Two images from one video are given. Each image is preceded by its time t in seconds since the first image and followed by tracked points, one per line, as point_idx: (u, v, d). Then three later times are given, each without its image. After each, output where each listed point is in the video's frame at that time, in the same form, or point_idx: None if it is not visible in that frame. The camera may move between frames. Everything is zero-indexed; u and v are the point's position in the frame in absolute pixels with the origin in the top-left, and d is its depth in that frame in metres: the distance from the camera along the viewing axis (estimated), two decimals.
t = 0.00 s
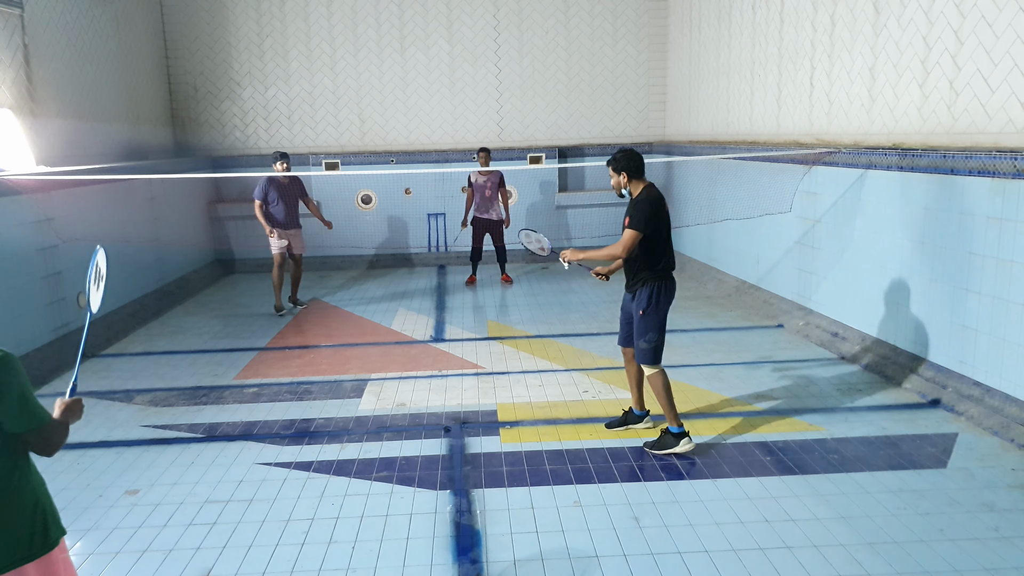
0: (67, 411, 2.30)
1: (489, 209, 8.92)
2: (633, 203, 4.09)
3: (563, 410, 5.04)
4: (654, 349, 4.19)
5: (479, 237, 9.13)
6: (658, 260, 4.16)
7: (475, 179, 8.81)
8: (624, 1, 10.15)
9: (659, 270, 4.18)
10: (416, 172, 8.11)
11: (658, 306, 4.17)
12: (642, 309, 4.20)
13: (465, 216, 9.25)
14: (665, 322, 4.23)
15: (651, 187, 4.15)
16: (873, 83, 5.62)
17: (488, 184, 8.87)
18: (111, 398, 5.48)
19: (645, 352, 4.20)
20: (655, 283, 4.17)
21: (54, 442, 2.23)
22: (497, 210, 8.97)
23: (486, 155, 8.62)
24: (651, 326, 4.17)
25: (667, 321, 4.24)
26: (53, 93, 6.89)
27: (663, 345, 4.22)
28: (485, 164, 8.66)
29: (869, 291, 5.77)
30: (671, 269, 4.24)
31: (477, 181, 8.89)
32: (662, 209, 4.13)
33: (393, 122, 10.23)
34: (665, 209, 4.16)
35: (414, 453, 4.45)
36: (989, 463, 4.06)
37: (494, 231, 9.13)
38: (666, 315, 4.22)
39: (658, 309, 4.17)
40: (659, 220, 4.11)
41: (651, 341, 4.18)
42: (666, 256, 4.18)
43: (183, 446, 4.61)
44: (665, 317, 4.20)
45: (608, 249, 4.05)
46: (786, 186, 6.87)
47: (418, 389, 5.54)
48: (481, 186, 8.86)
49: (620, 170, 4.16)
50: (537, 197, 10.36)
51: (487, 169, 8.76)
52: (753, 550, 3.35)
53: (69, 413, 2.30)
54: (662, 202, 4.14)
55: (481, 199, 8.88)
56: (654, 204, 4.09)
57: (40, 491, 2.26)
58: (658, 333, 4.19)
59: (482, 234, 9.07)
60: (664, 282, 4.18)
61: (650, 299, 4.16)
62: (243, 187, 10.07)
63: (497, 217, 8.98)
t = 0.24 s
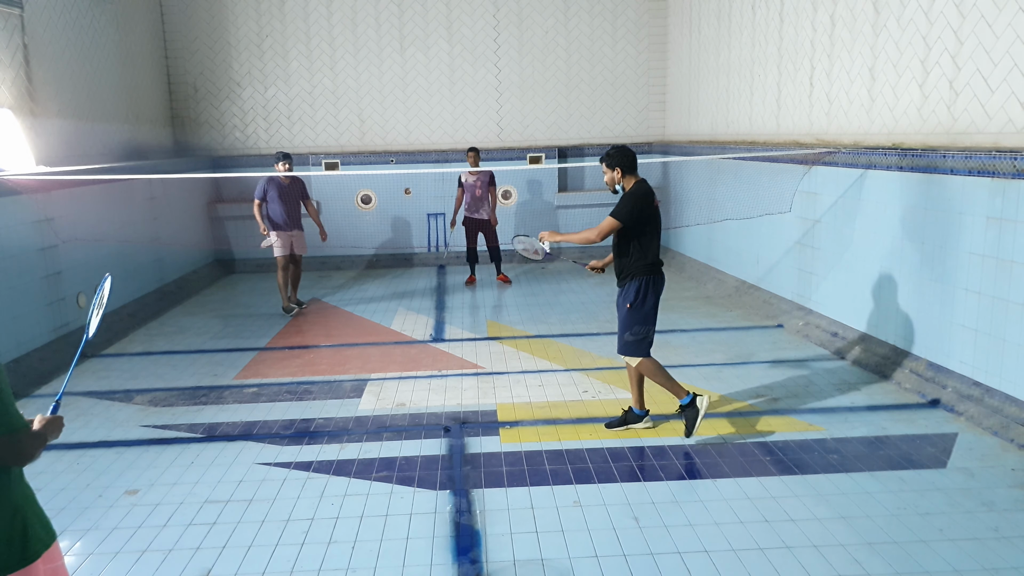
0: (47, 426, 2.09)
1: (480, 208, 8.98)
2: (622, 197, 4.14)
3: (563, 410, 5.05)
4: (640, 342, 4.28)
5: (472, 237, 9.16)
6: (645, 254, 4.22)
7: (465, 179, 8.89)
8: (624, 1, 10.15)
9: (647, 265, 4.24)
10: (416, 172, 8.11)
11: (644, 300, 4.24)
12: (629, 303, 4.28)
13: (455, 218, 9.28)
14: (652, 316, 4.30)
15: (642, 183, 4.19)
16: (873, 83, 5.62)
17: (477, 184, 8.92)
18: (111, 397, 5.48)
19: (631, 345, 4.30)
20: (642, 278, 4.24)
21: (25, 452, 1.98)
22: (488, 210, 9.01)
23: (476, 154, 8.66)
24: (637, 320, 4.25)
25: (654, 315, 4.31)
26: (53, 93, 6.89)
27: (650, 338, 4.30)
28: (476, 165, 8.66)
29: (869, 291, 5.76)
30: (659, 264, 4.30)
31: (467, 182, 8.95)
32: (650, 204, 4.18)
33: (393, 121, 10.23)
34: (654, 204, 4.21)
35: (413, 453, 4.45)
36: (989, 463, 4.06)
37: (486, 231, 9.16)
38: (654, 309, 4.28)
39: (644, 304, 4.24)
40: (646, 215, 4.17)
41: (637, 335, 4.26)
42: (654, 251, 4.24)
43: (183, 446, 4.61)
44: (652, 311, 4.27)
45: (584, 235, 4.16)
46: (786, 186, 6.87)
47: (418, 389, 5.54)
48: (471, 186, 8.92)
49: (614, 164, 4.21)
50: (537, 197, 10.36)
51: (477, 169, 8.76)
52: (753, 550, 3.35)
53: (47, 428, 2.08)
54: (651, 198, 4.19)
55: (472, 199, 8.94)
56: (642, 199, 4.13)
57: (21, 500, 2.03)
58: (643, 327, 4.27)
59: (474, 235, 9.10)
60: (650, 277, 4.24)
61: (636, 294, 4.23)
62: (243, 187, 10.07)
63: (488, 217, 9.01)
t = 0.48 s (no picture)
0: (49, 432, 2.09)
1: (476, 208, 8.99)
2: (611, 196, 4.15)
3: (563, 410, 5.04)
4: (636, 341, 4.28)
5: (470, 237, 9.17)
6: (639, 253, 4.22)
7: (460, 178, 8.92)
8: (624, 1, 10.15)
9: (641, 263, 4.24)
10: (416, 172, 8.11)
11: (639, 299, 4.25)
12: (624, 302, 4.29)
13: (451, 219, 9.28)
14: (647, 315, 4.29)
15: (637, 182, 4.20)
16: (873, 83, 5.62)
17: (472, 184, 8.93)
18: (111, 397, 5.48)
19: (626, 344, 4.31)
20: (636, 277, 4.24)
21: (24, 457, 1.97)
22: (483, 210, 9.00)
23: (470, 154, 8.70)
24: (632, 319, 4.26)
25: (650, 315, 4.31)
26: (53, 93, 6.89)
27: (646, 338, 4.29)
28: (471, 164, 8.71)
29: (869, 291, 5.76)
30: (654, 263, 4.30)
31: (463, 181, 8.97)
32: (644, 203, 4.19)
33: (393, 121, 10.23)
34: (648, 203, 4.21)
35: (413, 453, 4.45)
36: (989, 464, 4.06)
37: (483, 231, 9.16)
38: (649, 308, 4.28)
39: (638, 303, 4.25)
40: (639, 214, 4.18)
41: (633, 334, 4.26)
42: (648, 250, 4.24)
43: (182, 446, 4.61)
44: (647, 310, 4.27)
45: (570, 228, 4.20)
46: (786, 186, 6.87)
47: (418, 389, 5.54)
48: (467, 185, 8.95)
49: (609, 163, 4.22)
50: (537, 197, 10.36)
51: (472, 169, 8.81)
52: (754, 550, 3.35)
53: (48, 434, 2.08)
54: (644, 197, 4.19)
55: (467, 198, 8.96)
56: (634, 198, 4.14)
57: (19, 505, 2.01)
58: (639, 326, 4.27)
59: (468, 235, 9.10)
60: (645, 276, 4.25)
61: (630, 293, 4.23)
62: (243, 187, 10.06)
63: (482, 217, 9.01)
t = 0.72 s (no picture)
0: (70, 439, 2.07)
1: (474, 209, 9.01)
2: (607, 195, 4.15)
3: (563, 410, 5.04)
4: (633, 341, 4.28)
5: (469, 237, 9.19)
6: (636, 252, 4.22)
7: (458, 179, 8.87)
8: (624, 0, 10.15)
9: (639, 263, 4.24)
10: (416, 172, 8.11)
11: (637, 299, 4.25)
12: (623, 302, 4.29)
13: (451, 219, 9.31)
14: (646, 315, 4.29)
15: (634, 181, 4.21)
16: (873, 83, 5.62)
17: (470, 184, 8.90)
18: (110, 397, 5.48)
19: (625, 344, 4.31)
20: (634, 277, 4.24)
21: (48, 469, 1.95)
22: (482, 210, 9.06)
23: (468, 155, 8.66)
24: (630, 319, 4.26)
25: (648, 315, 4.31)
26: (53, 93, 6.89)
27: (644, 338, 4.29)
28: (468, 164, 8.64)
29: (869, 292, 5.77)
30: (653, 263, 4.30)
31: (461, 182, 8.94)
32: (640, 203, 4.20)
33: (393, 121, 10.23)
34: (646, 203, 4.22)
35: (413, 453, 4.45)
36: (989, 463, 4.06)
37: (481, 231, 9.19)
38: (648, 308, 4.28)
39: (636, 303, 4.25)
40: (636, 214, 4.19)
41: (631, 334, 4.26)
42: (645, 250, 4.25)
43: (182, 446, 4.61)
44: (645, 310, 4.27)
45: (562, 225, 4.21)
46: (785, 186, 6.87)
47: (418, 389, 5.54)
48: (465, 186, 8.92)
49: (607, 163, 4.22)
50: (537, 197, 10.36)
51: (470, 170, 8.75)
52: (754, 550, 3.35)
53: (67, 440, 2.05)
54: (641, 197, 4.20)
55: (466, 199, 8.97)
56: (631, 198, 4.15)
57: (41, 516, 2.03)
58: (637, 326, 4.27)
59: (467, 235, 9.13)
60: (642, 276, 4.25)
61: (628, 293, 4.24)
62: (243, 187, 10.06)
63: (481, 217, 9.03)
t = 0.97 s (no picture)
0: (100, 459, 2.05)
1: (474, 208, 9.01)
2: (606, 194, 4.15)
3: (563, 410, 5.04)
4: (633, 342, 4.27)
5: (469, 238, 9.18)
6: (635, 252, 4.23)
7: (457, 180, 8.90)
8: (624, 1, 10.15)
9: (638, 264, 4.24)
10: (416, 172, 8.11)
11: (637, 300, 4.24)
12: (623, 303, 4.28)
13: (450, 219, 9.31)
14: (645, 316, 4.29)
15: (633, 181, 4.21)
16: (873, 83, 5.62)
17: (469, 184, 8.91)
18: (110, 398, 5.48)
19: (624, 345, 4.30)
20: (633, 278, 4.24)
21: (105, 480, 2.00)
22: (481, 210, 9.07)
23: (467, 155, 8.69)
24: (630, 320, 4.25)
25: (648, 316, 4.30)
26: (53, 93, 6.90)
27: (644, 339, 4.29)
28: (468, 164, 8.66)
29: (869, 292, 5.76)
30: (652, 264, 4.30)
31: (460, 182, 8.97)
32: (639, 203, 4.20)
33: (393, 121, 10.23)
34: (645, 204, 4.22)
35: (413, 453, 4.45)
36: (989, 463, 4.06)
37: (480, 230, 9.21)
38: (647, 309, 4.27)
39: (635, 303, 4.24)
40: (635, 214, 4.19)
41: (631, 335, 4.25)
42: (644, 251, 4.25)
43: (182, 446, 4.61)
44: (645, 311, 4.27)
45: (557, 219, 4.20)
46: (785, 186, 6.87)
47: (418, 389, 5.54)
48: (464, 186, 8.95)
49: (608, 162, 4.22)
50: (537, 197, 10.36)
51: (469, 169, 8.78)
52: (753, 550, 3.35)
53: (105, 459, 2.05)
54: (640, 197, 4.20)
55: (465, 199, 8.98)
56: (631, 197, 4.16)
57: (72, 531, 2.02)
58: (637, 327, 4.26)
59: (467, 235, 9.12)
60: (641, 276, 4.25)
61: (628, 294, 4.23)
62: (243, 187, 10.07)
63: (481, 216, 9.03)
